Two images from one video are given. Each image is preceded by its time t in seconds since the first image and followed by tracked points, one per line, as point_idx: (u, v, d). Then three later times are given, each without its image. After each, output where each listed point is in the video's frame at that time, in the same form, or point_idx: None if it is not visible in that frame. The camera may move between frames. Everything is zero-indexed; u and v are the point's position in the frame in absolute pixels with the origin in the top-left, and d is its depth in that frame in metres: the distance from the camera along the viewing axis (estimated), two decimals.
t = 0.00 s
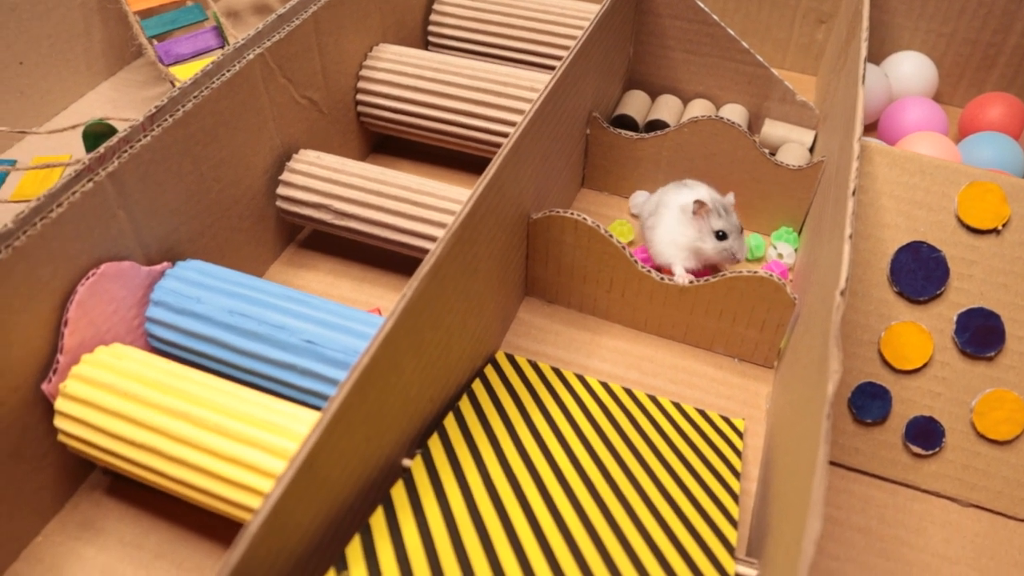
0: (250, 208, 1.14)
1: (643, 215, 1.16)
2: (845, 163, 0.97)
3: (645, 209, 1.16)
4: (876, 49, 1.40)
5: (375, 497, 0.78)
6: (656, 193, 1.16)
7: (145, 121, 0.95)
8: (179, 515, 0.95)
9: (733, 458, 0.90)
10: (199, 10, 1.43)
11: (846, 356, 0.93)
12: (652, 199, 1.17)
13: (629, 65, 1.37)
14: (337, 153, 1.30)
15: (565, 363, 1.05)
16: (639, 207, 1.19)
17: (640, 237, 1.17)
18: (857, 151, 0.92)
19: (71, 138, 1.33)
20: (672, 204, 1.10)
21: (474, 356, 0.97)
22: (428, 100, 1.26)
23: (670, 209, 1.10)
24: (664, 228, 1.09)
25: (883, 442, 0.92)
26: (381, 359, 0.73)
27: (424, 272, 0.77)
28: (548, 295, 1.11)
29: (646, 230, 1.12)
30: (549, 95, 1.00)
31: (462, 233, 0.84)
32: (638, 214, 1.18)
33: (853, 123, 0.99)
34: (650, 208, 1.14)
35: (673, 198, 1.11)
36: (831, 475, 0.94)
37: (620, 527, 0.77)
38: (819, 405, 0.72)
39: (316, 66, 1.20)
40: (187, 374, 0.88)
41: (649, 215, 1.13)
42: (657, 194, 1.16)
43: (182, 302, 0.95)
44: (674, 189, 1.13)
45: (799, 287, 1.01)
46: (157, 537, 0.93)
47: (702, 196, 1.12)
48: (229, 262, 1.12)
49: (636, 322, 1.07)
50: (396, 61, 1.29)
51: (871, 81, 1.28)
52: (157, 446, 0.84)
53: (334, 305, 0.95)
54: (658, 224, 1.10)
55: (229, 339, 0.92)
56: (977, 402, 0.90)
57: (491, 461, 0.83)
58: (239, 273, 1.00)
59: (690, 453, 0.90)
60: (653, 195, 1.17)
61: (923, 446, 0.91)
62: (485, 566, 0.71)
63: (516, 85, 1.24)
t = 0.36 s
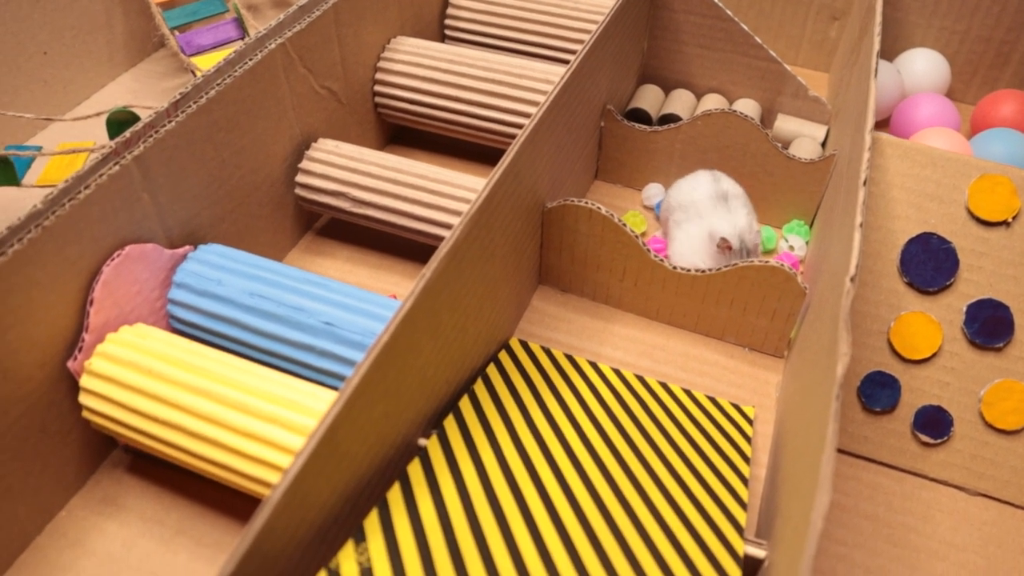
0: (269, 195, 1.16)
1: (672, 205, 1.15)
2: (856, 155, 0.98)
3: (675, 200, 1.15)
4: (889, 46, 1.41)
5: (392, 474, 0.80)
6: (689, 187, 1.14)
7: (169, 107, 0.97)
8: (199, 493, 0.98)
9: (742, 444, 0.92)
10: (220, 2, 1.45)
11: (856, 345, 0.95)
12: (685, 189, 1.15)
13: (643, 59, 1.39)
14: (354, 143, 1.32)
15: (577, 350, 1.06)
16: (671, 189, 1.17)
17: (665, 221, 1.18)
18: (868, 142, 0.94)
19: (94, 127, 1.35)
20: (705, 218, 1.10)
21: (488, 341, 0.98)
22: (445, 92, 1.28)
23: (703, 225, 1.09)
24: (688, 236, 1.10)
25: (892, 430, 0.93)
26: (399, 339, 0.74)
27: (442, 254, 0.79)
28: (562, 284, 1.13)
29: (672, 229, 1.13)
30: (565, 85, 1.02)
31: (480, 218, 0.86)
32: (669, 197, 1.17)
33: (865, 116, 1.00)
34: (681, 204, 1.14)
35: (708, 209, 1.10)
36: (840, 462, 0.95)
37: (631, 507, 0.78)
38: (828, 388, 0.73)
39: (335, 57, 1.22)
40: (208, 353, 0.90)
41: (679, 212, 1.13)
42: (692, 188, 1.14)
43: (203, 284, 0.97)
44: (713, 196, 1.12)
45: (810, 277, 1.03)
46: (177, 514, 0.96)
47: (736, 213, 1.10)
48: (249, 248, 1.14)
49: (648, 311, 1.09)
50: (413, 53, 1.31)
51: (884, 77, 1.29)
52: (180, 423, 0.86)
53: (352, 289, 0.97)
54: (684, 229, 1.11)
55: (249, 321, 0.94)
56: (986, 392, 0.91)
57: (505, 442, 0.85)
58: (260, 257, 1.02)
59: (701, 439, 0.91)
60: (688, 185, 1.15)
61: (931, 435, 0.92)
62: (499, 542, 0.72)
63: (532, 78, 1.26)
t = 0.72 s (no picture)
0: (290, 181, 1.18)
1: (689, 208, 1.15)
2: (867, 147, 1.00)
3: (693, 203, 1.15)
4: (902, 43, 1.42)
5: (410, 449, 0.82)
6: (707, 191, 1.14)
7: (195, 92, 1.00)
8: (219, 468, 1.00)
9: (752, 427, 0.93)
10: None
11: (864, 333, 0.96)
12: (701, 193, 1.15)
13: (658, 53, 1.40)
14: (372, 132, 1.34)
15: (590, 335, 1.08)
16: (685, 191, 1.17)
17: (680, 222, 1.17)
18: (879, 133, 0.95)
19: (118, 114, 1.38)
20: (730, 223, 1.10)
21: (504, 325, 1.00)
22: (462, 83, 1.30)
23: (728, 229, 1.10)
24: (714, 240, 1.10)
25: (899, 417, 0.95)
26: (419, 317, 0.77)
27: (461, 234, 0.81)
28: (576, 271, 1.15)
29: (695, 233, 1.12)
30: (582, 75, 1.04)
31: (497, 202, 0.88)
32: (684, 198, 1.17)
33: (876, 109, 1.02)
34: (701, 208, 1.13)
35: (730, 214, 1.11)
36: (848, 448, 0.96)
37: (643, 486, 0.80)
38: (836, 368, 0.75)
39: (356, 47, 1.24)
40: (231, 331, 0.93)
41: (700, 216, 1.13)
42: (709, 192, 1.14)
43: (226, 264, 1.00)
44: (732, 201, 1.12)
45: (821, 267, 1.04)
46: (198, 488, 0.98)
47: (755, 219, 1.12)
48: (269, 232, 1.17)
49: (660, 298, 1.11)
50: (432, 44, 1.33)
51: (896, 73, 1.30)
52: (204, 397, 0.89)
53: (372, 271, 0.99)
54: (709, 234, 1.11)
55: (271, 300, 0.97)
56: (993, 380, 0.93)
57: (520, 422, 0.87)
58: (281, 240, 1.04)
59: (711, 422, 0.93)
60: (705, 188, 1.15)
61: (939, 422, 0.93)
62: (514, 515, 0.74)
63: (548, 70, 1.28)
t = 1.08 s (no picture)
0: (310, 167, 1.21)
1: (699, 184, 1.18)
2: (879, 138, 1.02)
3: (702, 178, 1.18)
4: (916, 40, 1.44)
5: (428, 424, 0.84)
6: (715, 164, 1.17)
7: (221, 77, 1.02)
8: (239, 444, 1.03)
9: (762, 411, 0.95)
10: None
11: (874, 321, 0.98)
12: (710, 168, 1.18)
13: (673, 47, 1.42)
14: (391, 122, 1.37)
15: (603, 321, 1.10)
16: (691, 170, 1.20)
17: (689, 200, 1.20)
18: (891, 124, 0.97)
19: (142, 101, 1.41)
20: (744, 193, 1.15)
21: (519, 309, 1.02)
22: (480, 73, 1.32)
23: (743, 199, 1.14)
24: (733, 212, 1.14)
25: (907, 404, 0.96)
26: (440, 294, 0.79)
27: (481, 215, 0.84)
28: (590, 259, 1.17)
29: (711, 207, 1.16)
30: (599, 65, 1.06)
31: (515, 185, 0.91)
32: (691, 178, 1.20)
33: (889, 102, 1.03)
34: (712, 181, 1.17)
35: (744, 184, 1.15)
36: (856, 434, 0.98)
37: (655, 463, 0.82)
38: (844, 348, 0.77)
39: (376, 37, 1.26)
40: (254, 308, 0.95)
41: (712, 189, 1.16)
42: (719, 165, 1.17)
43: (249, 245, 1.02)
44: (742, 171, 1.16)
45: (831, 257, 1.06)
46: (218, 463, 1.01)
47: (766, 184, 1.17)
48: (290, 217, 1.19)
49: (672, 286, 1.13)
50: (450, 36, 1.35)
51: (909, 69, 1.31)
52: (227, 371, 0.91)
53: (391, 253, 1.01)
54: (727, 206, 1.14)
55: (293, 280, 0.99)
56: (1001, 369, 0.94)
57: (534, 401, 0.89)
58: (302, 222, 1.07)
59: (722, 406, 0.95)
60: (711, 163, 1.18)
61: (946, 409, 0.95)
62: (528, 487, 0.76)
63: (564, 61, 1.30)
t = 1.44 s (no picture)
0: (330, 153, 1.23)
1: (733, 182, 1.15)
2: (890, 130, 1.03)
3: (736, 177, 1.15)
4: (929, 38, 1.45)
5: (445, 401, 0.86)
6: (747, 161, 1.15)
7: (246, 63, 1.05)
8: (259, 421, 1.05)
9: (772, 396, 0.97)
10: None
11: (883, 310, 1.00)
12: (745, 167, 1.15)
13: (688, 42, 1.44)
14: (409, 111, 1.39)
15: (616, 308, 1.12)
16: (719, 170, 1.17)
17: (723, 199, 1.17)
18: (902, 116, 0.98)
19: (165, 88, 1.43)
20: (789, 187, 1.13)
21: (534, 293, 1.05)
22: (498, 65, 1.34)
23: (790, 194, 1.13)
24: (783, 207, 1.13)
25: (915, 391, 0.98)
26: (459, 273, 0.81)
27: (499, 197, 0.86)
28: (604, 247, 1.19)
29: (757, 205, 1.14)
30: (615, 56, 1.08)
31: (533, 170, 0.93)
32: (722, 177, 1.17)
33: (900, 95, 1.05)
34: (752, 178, 1.14)
35: (787, 177, 1.13)
36: (864, 420, 1.00)
37: (666, 442, 0.83)
38: (852, 330, 0.79)
39: (396, 27, 1.29)
40: (277, 288, 0.97)
41: (754, 187, 1.14)
42: (755, 163, 1.15)
43: (272, 227, 1.05)
44: (779, 165, 1.15)
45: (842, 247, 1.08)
46: (238, 439, 1.03)
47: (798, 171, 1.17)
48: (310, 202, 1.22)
49: (685, 274, 1.15)
50: (468, 27, 1.38)
51: (921, 65, 1.33)
52: (250, 348, 0.93)
53: (410, 236, 1.03)
54: (777, 202, 1.13)
55: (314, 261, 1.02)
56: (1008, 358, 0.95)
57: (549, 382, 0.91)
58: (323, 206, 1.09)
59: (733, 390, 0.97)
60: (740, 162, 1.16)
61: (953, 397, 0.96)
62: (543, 461, 0.78)
63: (581, 54, 1.32)
